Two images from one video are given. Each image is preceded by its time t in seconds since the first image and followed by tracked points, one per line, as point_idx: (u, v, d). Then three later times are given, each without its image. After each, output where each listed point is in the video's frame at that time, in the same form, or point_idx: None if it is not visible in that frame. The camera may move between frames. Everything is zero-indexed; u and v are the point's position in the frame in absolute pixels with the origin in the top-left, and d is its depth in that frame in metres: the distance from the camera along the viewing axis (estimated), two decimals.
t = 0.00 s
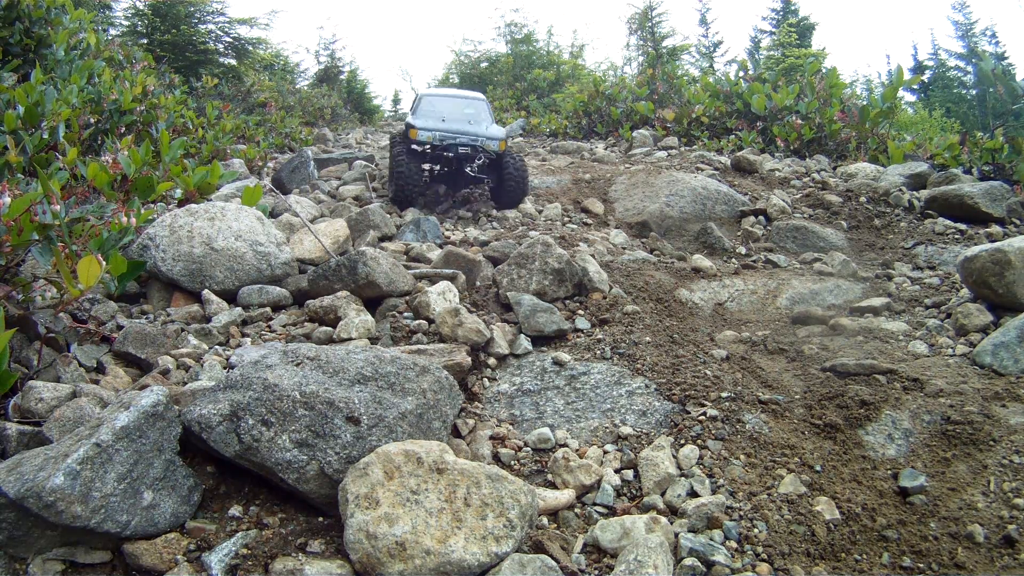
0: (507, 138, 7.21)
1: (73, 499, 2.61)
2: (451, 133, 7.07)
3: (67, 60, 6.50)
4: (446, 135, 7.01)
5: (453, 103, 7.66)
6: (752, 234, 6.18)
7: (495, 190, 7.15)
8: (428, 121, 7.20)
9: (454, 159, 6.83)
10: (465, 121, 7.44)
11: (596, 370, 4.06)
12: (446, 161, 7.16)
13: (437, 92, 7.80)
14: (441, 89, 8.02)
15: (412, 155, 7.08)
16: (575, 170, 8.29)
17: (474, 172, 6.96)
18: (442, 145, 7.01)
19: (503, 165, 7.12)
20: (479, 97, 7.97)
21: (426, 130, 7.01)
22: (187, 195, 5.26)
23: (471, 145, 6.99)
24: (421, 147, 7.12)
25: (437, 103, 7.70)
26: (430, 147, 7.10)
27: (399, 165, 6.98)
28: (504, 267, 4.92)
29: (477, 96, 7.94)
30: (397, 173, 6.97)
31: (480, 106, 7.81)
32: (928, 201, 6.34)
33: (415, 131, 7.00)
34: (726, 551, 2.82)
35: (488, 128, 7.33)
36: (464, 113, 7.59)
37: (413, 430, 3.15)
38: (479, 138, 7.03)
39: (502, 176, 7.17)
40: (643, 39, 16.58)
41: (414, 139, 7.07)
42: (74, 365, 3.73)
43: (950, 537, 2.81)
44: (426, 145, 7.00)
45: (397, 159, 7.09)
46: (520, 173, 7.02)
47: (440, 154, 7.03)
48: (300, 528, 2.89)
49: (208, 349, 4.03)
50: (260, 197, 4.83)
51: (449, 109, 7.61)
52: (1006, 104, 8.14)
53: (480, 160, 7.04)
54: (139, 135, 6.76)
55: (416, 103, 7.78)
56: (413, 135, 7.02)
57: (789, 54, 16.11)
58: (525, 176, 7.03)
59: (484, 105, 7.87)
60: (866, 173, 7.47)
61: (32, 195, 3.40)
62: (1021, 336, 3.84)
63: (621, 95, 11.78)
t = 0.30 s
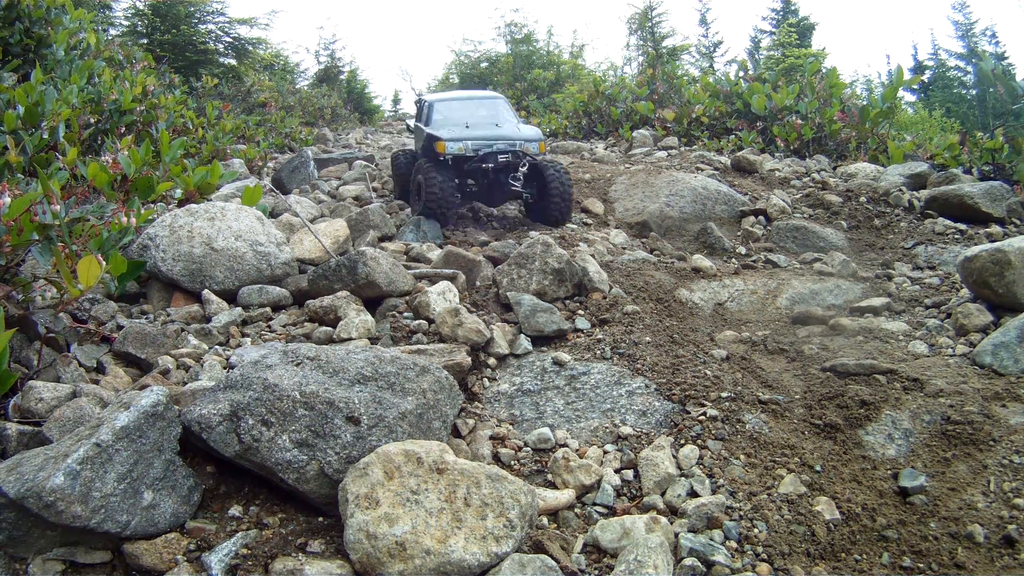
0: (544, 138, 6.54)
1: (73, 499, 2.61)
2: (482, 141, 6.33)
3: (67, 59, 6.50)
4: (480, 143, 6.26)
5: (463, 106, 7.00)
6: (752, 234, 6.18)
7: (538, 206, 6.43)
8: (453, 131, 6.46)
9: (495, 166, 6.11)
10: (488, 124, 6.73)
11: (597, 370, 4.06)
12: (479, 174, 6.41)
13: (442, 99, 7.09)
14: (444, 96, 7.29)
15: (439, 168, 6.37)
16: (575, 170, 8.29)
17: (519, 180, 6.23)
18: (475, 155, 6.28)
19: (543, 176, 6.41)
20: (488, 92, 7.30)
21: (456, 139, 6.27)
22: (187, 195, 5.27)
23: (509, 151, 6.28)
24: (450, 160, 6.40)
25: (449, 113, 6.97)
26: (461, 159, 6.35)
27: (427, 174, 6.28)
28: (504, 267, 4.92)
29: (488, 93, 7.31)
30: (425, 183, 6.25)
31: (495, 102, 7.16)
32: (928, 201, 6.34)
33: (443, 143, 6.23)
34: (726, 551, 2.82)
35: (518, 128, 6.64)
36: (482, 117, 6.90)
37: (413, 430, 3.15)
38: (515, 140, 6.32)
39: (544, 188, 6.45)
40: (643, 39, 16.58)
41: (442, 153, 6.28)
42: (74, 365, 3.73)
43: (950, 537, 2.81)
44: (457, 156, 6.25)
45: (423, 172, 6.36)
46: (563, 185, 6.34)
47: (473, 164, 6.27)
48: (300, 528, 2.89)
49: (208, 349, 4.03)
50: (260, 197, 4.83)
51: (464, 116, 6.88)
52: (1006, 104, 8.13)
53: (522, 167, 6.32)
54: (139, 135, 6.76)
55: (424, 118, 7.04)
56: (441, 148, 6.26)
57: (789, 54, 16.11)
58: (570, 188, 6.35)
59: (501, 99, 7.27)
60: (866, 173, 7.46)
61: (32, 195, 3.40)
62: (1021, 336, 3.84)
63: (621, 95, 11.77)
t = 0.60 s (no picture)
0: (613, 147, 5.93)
1: (73, 499, 2.61)
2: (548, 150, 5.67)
3: (67, 59, 6.50)
4: (547, 152, 5.63)
5: (515, 108, 6.37)
6: (752, 234, 6.17)
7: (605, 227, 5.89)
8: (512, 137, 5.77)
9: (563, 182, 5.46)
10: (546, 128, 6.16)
11: (596, 370, 4.06)
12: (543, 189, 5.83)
13: (488, 97, 6.39)
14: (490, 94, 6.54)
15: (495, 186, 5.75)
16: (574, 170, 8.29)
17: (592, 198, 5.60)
18: (540, 165, 5.63)
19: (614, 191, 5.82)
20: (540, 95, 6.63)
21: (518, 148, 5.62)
22: (187, 195, 5.27)
23: (581, 163, 5.62)
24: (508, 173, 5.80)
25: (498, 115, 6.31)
26: (522, 169, 5.71)
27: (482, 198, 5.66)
28: (503, 267, 4.91)
29: (538, 94, 6.63)
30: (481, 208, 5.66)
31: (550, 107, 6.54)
32: (928, 201, 6.34)
33: (503, 150, 5.61)
34: (726, 551, 2.82)
35: (583, 136, 5.99)
36: (539, 120, 6.32)
37: (413, 430, 3.15)
38: (587, 151, 5.71)
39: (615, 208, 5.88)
40: (643, 39, 16.58)
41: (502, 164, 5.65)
42: (74, 365, 3.73)
43: (950, 537, 2.81)
44: (519, 166, 5.61)
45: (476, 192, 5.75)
46: (636, 205, 5.76)
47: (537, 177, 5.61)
48: (300, 528, 2.89)
49: (207, 349, 4.03)
50: (260, 197, 4.83)
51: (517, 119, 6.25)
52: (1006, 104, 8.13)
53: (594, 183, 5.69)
54: (139, 135, 6.76)
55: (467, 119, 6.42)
56: (500, 157, 5.65)
57: (789, 53, 16.10)
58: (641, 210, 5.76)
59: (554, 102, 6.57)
60: (866, 173, 7.46)
61: (32, 195, 3.40)
62: (1021, 336, 3.83)
63: (621, 95, 11.77)
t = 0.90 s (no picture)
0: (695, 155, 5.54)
1: (73, 499, 2.61)
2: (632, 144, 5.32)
3: (67, 59, 6.50)
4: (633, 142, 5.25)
5: (578, 107, 6.16)
6: (752, 234, 6.18)
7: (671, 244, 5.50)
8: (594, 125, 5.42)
9: (650, 173, 4.98)
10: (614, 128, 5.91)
11: (596, 370, 4.06)
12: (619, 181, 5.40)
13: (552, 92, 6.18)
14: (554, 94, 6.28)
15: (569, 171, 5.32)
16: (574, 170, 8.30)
17: (671, 197, 5.12)
18: (625, 156, 5.24)
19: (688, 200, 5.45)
20: (601, 104, 6.42)
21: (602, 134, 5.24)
22: (187, 195, 5.27)
23: (670, 159, 5.14)
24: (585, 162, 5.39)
25: (564, 112, 6.04)
26: (603, 156, 5.32)
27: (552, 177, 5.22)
28: (504, 267, 4.91)
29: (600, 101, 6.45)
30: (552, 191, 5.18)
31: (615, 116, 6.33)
32: (929, 201, 6.35)
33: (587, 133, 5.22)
34: (726, 550, 2.82)
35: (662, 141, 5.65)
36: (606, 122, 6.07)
37: (413, 430, 3.15)
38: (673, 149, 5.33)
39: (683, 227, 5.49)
40: (643, 39, 16.58)
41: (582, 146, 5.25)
42: (74, 365, 3.73)
43: (951, 537, 2.81)
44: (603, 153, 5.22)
45: (550, 175, 5.29)
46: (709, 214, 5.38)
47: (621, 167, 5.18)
48: (300, 528, 2.89)
49: (208, 349, 4.03)
50: (260, 197, 4.83)
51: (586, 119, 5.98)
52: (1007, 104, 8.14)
53: (681, 183, 5.22)
54: (139, 135, 6.76)
55: (531, 111, 6.09)
56: (582, 140, 5.26)
57: (789, 54, 16.10)
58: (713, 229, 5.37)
59: (616, 113, 6.36)
60: (866, 173, 7.46)
61: (32, 195, 3.40)
62: (1021, 336, 3.83)
63: (621, 95, 11.78)
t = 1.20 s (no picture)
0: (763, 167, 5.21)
1: (73, 499, 2.61)
2: (700, 149, 4.99)
3: (67, 59, 6.49)
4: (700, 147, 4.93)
5: (633, 106, 5.89)
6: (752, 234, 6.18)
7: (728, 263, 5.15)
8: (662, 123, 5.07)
9: (723, 180, 4.63)
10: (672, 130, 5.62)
11: (596, 370, 4.06)
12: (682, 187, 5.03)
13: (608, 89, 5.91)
14: (613, 91, 5.99)
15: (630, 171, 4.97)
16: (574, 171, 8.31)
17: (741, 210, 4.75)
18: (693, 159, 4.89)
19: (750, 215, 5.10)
20: (660, 106, 6.13)
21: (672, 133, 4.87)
22: (187, 195, 5.27)
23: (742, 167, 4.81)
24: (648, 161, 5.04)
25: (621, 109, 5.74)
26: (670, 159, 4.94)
27: (612, 173, 4.87)
28: (503, 267, 4.91)
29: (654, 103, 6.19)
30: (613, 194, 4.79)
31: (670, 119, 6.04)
32: (929, 201, 6.35)
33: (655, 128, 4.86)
34: (726, 550, 2.82)
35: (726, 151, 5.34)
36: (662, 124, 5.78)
37: (413, 430, 3.15)
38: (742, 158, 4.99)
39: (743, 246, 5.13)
40: (643, 39, 16.58)
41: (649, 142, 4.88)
42: (74, 365, 3.73)
43: (950, 537, 2.81)
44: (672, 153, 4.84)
45: (608, 178, 4.90)
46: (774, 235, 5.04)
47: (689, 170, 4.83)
48: (300, 528, 2.89)
49: (208, 349, 4.03)
50: (260, 197, 4.83)
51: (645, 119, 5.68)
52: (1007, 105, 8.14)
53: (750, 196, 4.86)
54: (139, 135, 6.76)
55: (588, 105, 5.79)
56: (650, 136, 4.88)
57: (789, 53, 16.11)
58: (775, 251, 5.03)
59: (676, 116, 6.06)
60: (866, 173, 7.45)
61: (32, 195, 3.40)
62: (1021, 336, 3.83)
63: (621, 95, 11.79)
